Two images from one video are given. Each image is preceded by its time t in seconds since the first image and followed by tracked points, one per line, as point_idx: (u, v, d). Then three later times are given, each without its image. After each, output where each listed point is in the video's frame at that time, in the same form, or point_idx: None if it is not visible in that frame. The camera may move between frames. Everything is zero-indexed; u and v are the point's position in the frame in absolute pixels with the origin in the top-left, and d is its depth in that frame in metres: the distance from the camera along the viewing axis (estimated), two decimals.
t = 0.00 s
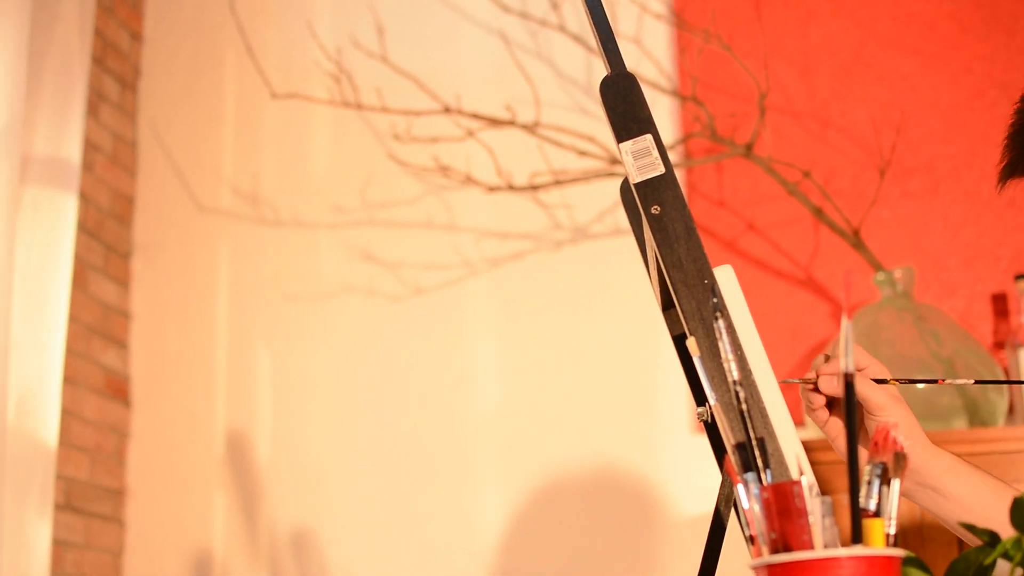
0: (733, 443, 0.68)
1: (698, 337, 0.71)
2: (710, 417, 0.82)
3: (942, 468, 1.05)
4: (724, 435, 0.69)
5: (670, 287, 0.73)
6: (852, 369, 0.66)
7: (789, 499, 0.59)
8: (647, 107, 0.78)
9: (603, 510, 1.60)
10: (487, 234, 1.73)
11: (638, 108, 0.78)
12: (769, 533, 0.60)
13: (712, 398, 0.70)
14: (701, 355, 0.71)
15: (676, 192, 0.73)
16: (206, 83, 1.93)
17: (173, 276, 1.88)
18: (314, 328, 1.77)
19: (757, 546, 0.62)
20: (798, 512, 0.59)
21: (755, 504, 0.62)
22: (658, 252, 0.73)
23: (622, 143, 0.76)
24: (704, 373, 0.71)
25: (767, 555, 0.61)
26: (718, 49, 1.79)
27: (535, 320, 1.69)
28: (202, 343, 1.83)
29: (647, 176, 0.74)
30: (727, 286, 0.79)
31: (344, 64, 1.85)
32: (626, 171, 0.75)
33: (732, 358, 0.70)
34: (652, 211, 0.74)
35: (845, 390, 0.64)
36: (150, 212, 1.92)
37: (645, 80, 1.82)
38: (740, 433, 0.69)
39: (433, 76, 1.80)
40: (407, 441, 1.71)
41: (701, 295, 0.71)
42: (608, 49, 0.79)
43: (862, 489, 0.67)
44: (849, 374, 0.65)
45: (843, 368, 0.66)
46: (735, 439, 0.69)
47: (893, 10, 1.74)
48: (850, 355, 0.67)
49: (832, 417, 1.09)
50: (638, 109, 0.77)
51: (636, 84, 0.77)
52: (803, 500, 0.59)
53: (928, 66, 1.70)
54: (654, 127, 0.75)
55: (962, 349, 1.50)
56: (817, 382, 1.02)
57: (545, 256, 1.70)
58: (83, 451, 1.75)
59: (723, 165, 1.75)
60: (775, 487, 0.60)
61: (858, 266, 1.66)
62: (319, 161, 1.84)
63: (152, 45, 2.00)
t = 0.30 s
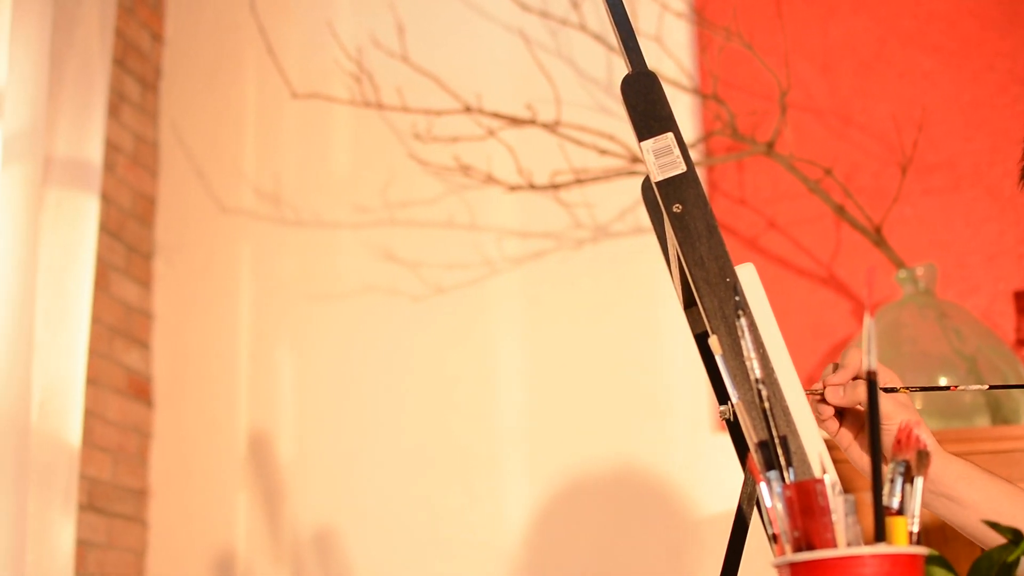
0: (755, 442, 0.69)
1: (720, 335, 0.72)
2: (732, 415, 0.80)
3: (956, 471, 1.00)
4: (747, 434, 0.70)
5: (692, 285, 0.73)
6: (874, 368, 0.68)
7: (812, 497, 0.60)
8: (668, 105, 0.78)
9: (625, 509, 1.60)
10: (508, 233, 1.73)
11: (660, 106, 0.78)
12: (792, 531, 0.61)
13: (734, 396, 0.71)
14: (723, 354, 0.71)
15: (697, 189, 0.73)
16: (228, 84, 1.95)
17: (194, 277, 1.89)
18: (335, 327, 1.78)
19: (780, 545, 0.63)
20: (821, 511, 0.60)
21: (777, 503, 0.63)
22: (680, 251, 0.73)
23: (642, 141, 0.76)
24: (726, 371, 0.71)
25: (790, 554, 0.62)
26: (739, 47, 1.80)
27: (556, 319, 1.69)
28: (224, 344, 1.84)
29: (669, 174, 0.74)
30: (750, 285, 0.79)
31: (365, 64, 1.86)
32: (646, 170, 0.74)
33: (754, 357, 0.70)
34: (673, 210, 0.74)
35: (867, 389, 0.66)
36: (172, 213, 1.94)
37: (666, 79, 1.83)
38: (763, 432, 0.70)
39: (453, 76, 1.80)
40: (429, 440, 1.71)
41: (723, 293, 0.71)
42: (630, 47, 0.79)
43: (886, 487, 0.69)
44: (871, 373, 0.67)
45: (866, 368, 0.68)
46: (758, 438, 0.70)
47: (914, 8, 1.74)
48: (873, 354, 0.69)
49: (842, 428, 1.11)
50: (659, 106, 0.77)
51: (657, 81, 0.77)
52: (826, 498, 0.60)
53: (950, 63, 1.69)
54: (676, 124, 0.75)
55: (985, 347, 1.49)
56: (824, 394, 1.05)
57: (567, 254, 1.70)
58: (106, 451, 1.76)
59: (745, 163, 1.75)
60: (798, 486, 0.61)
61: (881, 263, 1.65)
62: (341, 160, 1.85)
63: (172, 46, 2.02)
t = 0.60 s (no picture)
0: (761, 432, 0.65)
1: (726, 326, 0.69)
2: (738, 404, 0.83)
3: (966, 466, 1.00)
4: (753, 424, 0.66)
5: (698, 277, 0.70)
6: (880, 357, 0.65)
7: (819, 487, 0.56)
8: (675, 96, 0.76)
9: (631, 499, 1.60)
10: (514, 225, 1.73)
11: (665, 96, 0.76)
12: (798, 521, 0.57)
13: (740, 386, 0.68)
14: (730, 344, 0.68)
15: (704, 179, 0.71)
16: (234, 77, 1.96)
17: (200, 269, 1.89)
18: (342, 319, 1.78)
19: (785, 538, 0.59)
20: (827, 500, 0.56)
21: (782, 494, 0.58)
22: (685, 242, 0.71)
23: (650, 133, 0.72)
24: (732, 361, 0.69)
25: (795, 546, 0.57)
26: (746, 38, 1.80)
27: (562, 310, 1.69)
28: (230, 335, 1.84)
29: (675, 165, 0.72)
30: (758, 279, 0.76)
31: (371, 56, 1.86)
32: (654, 162, 0.72)
33: (761, 346, 0.68)
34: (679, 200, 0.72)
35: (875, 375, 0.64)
36: (179, 206, 1.94)
37: (673, 70, 1.83)
38: (770, 422, 0.67)
39: (459, 67, 1.81)
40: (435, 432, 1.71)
41: (730, 284, 0.69)
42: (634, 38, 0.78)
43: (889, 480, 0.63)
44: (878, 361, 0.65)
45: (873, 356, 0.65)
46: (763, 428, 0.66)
47: None
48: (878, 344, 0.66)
49: (850, 422, 1.17)
50: (665, 96, 0.75)
51: (663, 72, 0.76)
52: (833, 488, 0.55)
53: (957, 53, 1.69)
54: (683, 115, 0.73)
55: (991, 337, 1.49)
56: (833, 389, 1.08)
57: (573, 245, 1.70)
58: (113, 443, 1.76)
59: (751, 154, 1.76)
60: (804, 475, 0.57)
61: (887, 254, 1.65)
62: (348, 151, 1.85)
63: (178, 38, 2.03)
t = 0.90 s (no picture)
0: (768, 416, 0.71)
1: (731, 309, 0.74)
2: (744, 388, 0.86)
3: (973, 456, 1.01)
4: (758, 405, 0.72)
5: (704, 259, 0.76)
6: (886, 341, 0.69)
7: (824, 472, 0.62)
8: (681, 80, 0.81)
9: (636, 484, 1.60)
10: (520, 209, 1.73)
11: (671, 81, 0.81)
12: (804, 505, 0.63)
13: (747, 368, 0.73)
14: (735, 327, 0.74)
15: (709, 164, 0.76)
16: (239, 62, 1.96)
17: (206, 254, 1.89)
18: (348, 304, 1.78)
19: (791, 518, 0.65)
20: (833, 485, 0.62)
21: (789, 477, 0.65)
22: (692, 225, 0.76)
23: (656, 116, 0.79)
24: (738, 345, 0.74)
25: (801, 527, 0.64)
26: (751, 22, 1.80)
27: (568, 295, 1.69)
28: (236, 321, 1.85)
29: (681, 148, 0.78)
30: (761, 261, 0.85)
31: (375, 41, 1.86)
32: (659, 144, 0.78)
33: (766, 330, 0.72)
34: (685, 184, 0.77)
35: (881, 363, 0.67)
36: (183, 191, 1.95)
37: (679, 54, 1.83)
38: (774, 406, 0.72)
39: (464, 52, 1.81)
40: (440, 416, 1.71)
41: (734, 267, 0.75)
42: (642, 25, 0.83)
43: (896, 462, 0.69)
44: (884, 346, 0.69)
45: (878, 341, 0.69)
46: (769, 412, 0.72)
47: None
48: (883, 328, 0.70)
49: (857, 412, 1.13)
50: (671, 82, 0.81)
51: (669, 58, 0.81)
52: (838, 472, 0.62)
53: (962, 37, 1.69)
54: (688, 99, 0.79)
55: (996, 322, 1.48)
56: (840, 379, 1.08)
57: (578, 230, 1.70)
58: (118, 428, 1.76)
59: (756, 139, 1.76)
60: (810, 460, 0.63)
61: (893, 238, 1.65)
62: (352, 137, 1.85)
63: (183, 23, 2.03)
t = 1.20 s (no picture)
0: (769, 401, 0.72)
1: (733, 295, 0.76)
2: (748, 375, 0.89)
3: (978, 447, 1.00)
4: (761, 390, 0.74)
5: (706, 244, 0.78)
6: (889, 326, 0.68)
7: (826, 457, 0.62)
8: (681, 65, 0.83)
9: (636, 469, 1.60)
10: (521, 195, 1.73)
11: (672, 66, 0.83)
12: (805, 490, 0.63)
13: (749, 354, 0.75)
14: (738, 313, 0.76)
15: (710, 150, 0.78)
16: (239, 49, 1.96)
17: (207, 241, 1.90)
18: (349, 291, 1.78)
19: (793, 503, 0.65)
20: (834, 469, 0.62)
21: (790, 463, 0.65)
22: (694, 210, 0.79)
23: (657, 101, 0.81)
24: (740, 330, 0.76)
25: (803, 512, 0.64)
26: (752, 8, 1.80)
27: (569, 280, 1.69)
28: (236, 307, 1.85)
29: (682, 134, 0.79)
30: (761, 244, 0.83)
31: (376, 27, 1.86)
32: (661, 129, 0.80)
33: (767, 315, 0.74)
34: (687, 169, 0.80)
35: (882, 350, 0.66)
36: (184, 178, 1.95)
37: (680, 40, 1.84)
38: (776, 390, 0.74)
39: (465, 38, 1.81)
40: (442, 402, 1.71)
41: (736, 252, 0.77)
42: (643, 11, 0.85)
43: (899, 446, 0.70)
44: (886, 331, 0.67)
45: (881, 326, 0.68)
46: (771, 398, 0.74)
47: None
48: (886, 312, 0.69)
49: (863, 405, 1.12)
50: (672, 66, 0.82)
51: (670, 44, 0.83)
52: (838, 457, 0.62)
53: (964, 23, 1.69)
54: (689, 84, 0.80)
55: (998, 308, 1.47)
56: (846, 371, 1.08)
57: (580, 215, 1.70)
58: (119, 414, 1.76)
59: (757, 124, 1.76)
60: (812, 445, 0.63)
61: (894, 224, 1.65)
62: (353, 123, 1.85)
63: (183, 9, 2.02)
